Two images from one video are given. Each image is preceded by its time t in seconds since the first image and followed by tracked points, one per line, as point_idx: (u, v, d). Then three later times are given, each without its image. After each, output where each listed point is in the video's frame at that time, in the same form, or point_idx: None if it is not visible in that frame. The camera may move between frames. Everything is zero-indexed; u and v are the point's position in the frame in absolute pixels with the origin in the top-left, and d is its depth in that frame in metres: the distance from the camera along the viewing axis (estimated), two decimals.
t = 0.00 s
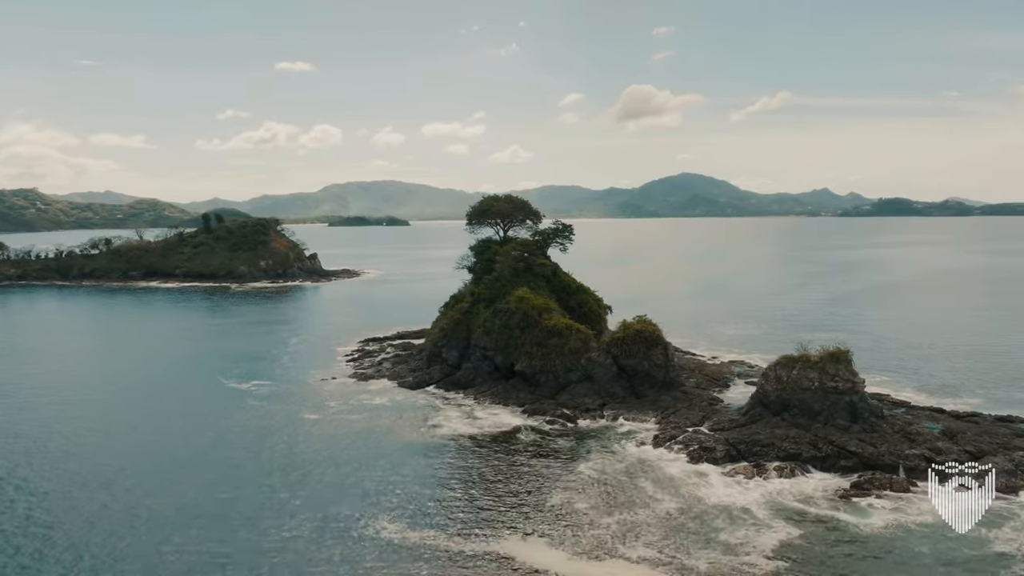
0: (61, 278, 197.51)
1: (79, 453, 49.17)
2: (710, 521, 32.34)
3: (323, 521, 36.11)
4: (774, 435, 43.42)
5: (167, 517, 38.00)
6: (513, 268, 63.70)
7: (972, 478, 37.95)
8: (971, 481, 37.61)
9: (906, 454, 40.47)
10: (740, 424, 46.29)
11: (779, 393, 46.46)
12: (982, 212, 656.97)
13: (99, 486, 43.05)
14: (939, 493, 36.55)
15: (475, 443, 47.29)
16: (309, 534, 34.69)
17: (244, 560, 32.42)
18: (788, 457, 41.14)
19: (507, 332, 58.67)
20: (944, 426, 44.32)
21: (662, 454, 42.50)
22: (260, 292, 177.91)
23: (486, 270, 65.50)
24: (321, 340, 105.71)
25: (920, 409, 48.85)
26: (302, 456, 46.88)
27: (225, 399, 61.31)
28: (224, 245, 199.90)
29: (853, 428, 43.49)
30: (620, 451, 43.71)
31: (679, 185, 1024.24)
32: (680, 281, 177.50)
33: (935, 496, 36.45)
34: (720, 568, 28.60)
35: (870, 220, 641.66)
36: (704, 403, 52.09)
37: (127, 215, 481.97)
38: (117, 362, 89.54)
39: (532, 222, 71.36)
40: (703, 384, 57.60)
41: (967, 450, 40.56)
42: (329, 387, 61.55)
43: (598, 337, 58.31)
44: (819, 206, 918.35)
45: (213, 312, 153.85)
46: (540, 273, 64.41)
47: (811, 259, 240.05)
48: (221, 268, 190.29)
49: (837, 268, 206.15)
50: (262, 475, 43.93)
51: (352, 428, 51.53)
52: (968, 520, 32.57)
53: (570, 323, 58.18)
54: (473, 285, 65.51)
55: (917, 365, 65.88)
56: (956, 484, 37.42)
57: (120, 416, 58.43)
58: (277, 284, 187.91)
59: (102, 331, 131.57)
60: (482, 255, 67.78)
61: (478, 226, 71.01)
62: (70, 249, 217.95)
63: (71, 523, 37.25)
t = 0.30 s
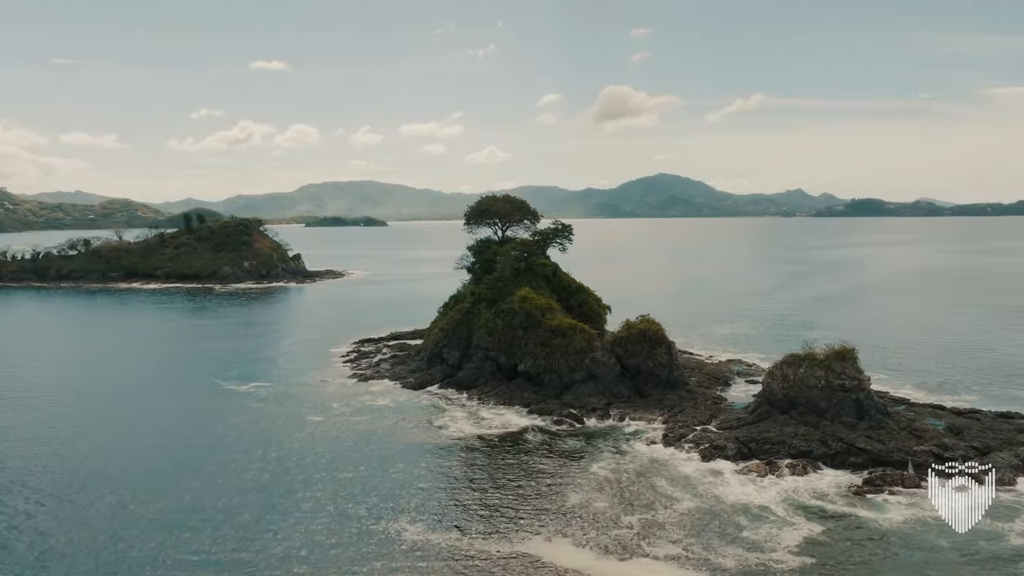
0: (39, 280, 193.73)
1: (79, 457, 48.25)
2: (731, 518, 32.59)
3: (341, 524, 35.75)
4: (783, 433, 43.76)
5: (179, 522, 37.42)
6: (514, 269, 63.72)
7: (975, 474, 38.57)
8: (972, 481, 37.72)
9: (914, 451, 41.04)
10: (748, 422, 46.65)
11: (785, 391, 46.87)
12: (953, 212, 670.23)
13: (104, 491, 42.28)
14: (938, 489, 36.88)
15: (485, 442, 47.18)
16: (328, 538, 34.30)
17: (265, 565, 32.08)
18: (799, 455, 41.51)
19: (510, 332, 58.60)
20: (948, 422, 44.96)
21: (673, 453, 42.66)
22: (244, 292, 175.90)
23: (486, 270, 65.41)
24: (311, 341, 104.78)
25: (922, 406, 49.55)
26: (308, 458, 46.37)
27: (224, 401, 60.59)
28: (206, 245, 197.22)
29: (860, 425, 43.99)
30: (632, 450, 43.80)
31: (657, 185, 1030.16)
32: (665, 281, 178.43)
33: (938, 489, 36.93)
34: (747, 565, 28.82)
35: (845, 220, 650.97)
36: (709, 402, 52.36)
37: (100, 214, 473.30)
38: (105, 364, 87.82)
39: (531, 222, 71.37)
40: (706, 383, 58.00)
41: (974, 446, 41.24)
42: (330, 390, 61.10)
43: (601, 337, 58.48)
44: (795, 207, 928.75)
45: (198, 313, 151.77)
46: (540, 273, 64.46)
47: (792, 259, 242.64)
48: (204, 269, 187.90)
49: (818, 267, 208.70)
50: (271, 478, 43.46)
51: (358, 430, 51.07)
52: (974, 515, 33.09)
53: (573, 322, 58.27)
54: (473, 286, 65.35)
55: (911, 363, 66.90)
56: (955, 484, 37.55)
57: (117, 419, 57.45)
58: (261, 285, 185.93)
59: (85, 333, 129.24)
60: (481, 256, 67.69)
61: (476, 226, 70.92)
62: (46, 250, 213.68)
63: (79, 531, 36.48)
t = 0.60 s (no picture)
0: (19, 282, 190.54)
1: (81, 464, 47.51)
2: (750, 516, 32.85)
3: (359, 527, 35.55)
4: (791, 431, 44.11)
5: (191, 526, 37.04)
6: (515, 269, 63.77)
7: (983, 473, 39.10)
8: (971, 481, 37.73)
9: (921, 448, 41.55)
10: (755, 420, 46.98)
11: (791, 389, 47.27)
12: (927, 212, 681.16)
13: (111, 496, 41.77)
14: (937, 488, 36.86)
15: (494, 442, 47.07)
16: (347, 541, 34.09)
17: (285, 569, 31.81)
18: (808, 453, 41.85)
19: (513, 332, 58.60)
20: (951, 419, 45.62)
21: (683, 452, 42.84)
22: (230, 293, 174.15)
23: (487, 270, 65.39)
24: (303, 342, 104.07)
25: (923, 403, 50.15)
26: (315, 461, 45.94)
27: (224, 405, 59.97)
28: (191, 246, 194.90)
29: (866, 423, 44.47)
30: (641, 449, 43.93)
31: (638, 185, 1034.92)
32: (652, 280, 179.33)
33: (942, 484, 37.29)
34: (772, 563, 29.05)
35: (823, 220, 658.72)
36: (713, 401, 52.65)
37: (75, 215, 465.67)
38: (95, 367, 86.55)
39: (529, 222, 71.42)
40: (708, 382, 58.36)
41: (979, 443, 41.84)
42: (331, 393, 60.77)
43: (604, 336, 58.65)
44: (774, 207, 937.54)
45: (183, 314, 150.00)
46: (541, 273, 64.54)
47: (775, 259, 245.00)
48: (188, 270, 185.77)
49: (801, 267, 210.99)
50: (281, 480, 43.12)
51: (363, 432, 50.70)
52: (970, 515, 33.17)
53: (576, 322, 58.36)
54: (474, 286, 65.31)
55: (905, 361, 67.90)
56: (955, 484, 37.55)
57: (116, 424, 56.74)
58: (247, 286, 184.18)
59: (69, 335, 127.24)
60: (481, 256, 67.68)
61: (475, 226, 70.89)
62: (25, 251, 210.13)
63: (90, 539, 36.03)
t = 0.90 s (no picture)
0: None
1: (81, 469, 46.74)
2: (767, 514, 33.00)
3: (376, 529, 35.29)
4: (799, 428, 44.46)
5: (202, 530, 36.60)
6: (516, 268, 63.73)
7: (991, 471, 39.55)
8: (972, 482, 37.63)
9: (927, 445, 42.03)
10: (761, 419, 47.28)
11: (796, 387, 47.65)
12: (903, 212, 692.02)
13: (115, 500, 41.16)
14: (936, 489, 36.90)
15: (501, 442, 46.93)
16: (366, 544, 33.77)
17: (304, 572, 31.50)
18: (817, 450, 42.17)
19: (516, 332, 58.55)
20: (954, 415, 46.24)
21: (693, 451, 42.98)
22: (215, 294, 172.32)
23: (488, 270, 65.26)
24: (295, 343, 103.27)
25: (924, 400, 50.70)
26: (322, 464, 45.48)
27: (224, 408, 59.36)
28: (174, 246, 192.45)
29: (872, 420, 44.93)
30: (651, 449, 43.99)
31: (620, 185, 1038.56)
32: (638, 281, 179.80)
33: (951, 483, 37.52)
34: (794, 559, 29.20)
35: (801, 220, 666.47)
36: (717, 400, 52.89)
37: (49, 214, 457.00)
38: (84, 369, 85.19)
39: (528, 222, 71.38)
40: (709, 381, 58.66)
41: (984, 439, 42.42)
42: (332, 395, 60.31)
43: (606, 336, 58.72)
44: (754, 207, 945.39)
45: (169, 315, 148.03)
46: (542, 273, 64.52)
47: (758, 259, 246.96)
48: (172, 271, 183.43)
49: (784, 267, 213.01)
50: (289, 482, 42.71)
51: (368, 434, 50.40)
52: (968, 516, 33.19)
53: (579, 322, 58.39)
54: (475, 286, 65.21)
55: (900, 358, 68.81)
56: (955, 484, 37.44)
57: (113, 428, 55.89)
58: (232, 287, 182.22)
59: (52, 336, 125.06)
60: (481, 256, 67.58)
61: (474, 226, 70.77)
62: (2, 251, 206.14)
63: (99, 544, 35.45)
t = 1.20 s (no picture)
0: None
1: (82, 471, 45.94)
2: (785, 511, 33.25)
3: (393, 532, 34.98)
4: (806, 427, 44.79)
5: (214, 533, 36.14)
6: (517, 268, 63.67)
7: (999, 468, 40.02)
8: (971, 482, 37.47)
9: (932, 442, 42.51)
10: (767, 417, 47.57)
11: (801, 386, 48.00)
12: (878, 212, 702.52)
13: (121, 503, 40.51)
14: (937, 489, 36.69)
15: (510, 442, 46.78)
16: (384, 547, 33.47)
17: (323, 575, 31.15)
18: (825, 448, 42.51)
19: (519, 332, 58.48)
20: (956, 412, 46.87)
21: (704, 450, 43.13)
22: (200, 295, 170.35)
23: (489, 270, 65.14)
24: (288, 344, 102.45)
25: (925, 397, 51.28)
26: (330, 466, 45.07)
27: (224, 409, 58.72)
28: (158, 247, 190.06)
29: (877, 418, 45.40)
30: (660, 449, 44.10)
31: (602, 185, 1041.70)
32: (626, 281, 180.32)
33: (959, 481, 37.83)
34: (816, 555, 29.49)
35: (780, 220, 673.44)
36: (721, 399, 53.18)
37: (24, 215, 448.77)
38: (73, 370, 83.93)
39: (527, 222, 71.35)
40: (710, 380, 58.95)
41: (988, 436, 42.98)
42: (333, 397, 59.80)
43: (608, 336, 58.78)
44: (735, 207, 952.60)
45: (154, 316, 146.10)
46: (542, 273, 64.52)
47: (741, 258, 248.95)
48: (156, 272, 181.15)
49: (769, 267, 214.84)
50: (297, 485, 42.22)
51: (374, 436, 50.10)
52: (969, 511, 33.35)
53: (581, 322, 58.42)
54: (475, 286, 65.07)
55: (895, 357, 69.64)
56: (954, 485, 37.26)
57: (111, 429, 55.01)
58: (217, 288, 180.28)
59: (36, 337, 123.01)
60: (481, 257, 67.45)
61: (473, 226, 70.65)
62: None
63: (109, 548, 34.88)
